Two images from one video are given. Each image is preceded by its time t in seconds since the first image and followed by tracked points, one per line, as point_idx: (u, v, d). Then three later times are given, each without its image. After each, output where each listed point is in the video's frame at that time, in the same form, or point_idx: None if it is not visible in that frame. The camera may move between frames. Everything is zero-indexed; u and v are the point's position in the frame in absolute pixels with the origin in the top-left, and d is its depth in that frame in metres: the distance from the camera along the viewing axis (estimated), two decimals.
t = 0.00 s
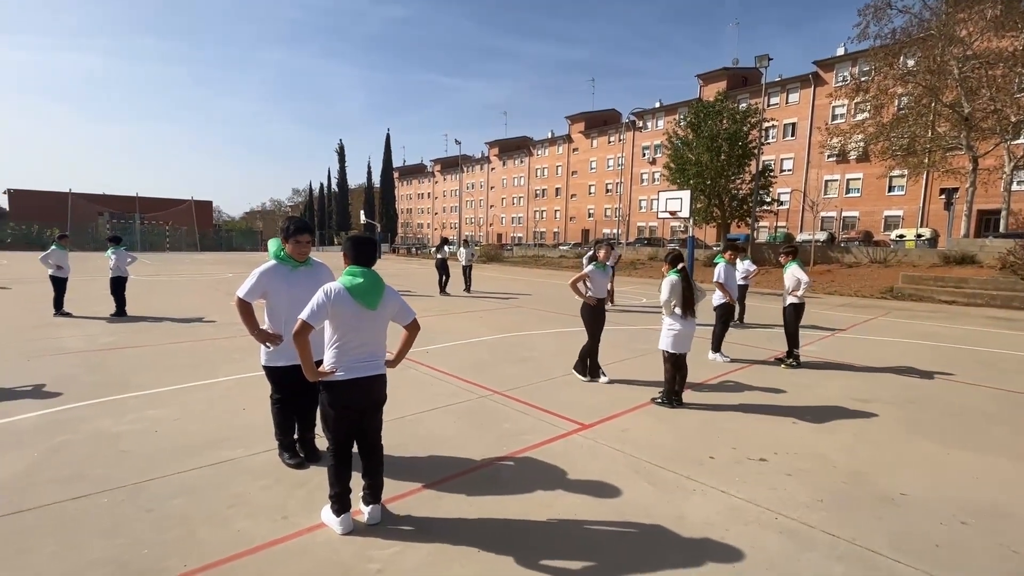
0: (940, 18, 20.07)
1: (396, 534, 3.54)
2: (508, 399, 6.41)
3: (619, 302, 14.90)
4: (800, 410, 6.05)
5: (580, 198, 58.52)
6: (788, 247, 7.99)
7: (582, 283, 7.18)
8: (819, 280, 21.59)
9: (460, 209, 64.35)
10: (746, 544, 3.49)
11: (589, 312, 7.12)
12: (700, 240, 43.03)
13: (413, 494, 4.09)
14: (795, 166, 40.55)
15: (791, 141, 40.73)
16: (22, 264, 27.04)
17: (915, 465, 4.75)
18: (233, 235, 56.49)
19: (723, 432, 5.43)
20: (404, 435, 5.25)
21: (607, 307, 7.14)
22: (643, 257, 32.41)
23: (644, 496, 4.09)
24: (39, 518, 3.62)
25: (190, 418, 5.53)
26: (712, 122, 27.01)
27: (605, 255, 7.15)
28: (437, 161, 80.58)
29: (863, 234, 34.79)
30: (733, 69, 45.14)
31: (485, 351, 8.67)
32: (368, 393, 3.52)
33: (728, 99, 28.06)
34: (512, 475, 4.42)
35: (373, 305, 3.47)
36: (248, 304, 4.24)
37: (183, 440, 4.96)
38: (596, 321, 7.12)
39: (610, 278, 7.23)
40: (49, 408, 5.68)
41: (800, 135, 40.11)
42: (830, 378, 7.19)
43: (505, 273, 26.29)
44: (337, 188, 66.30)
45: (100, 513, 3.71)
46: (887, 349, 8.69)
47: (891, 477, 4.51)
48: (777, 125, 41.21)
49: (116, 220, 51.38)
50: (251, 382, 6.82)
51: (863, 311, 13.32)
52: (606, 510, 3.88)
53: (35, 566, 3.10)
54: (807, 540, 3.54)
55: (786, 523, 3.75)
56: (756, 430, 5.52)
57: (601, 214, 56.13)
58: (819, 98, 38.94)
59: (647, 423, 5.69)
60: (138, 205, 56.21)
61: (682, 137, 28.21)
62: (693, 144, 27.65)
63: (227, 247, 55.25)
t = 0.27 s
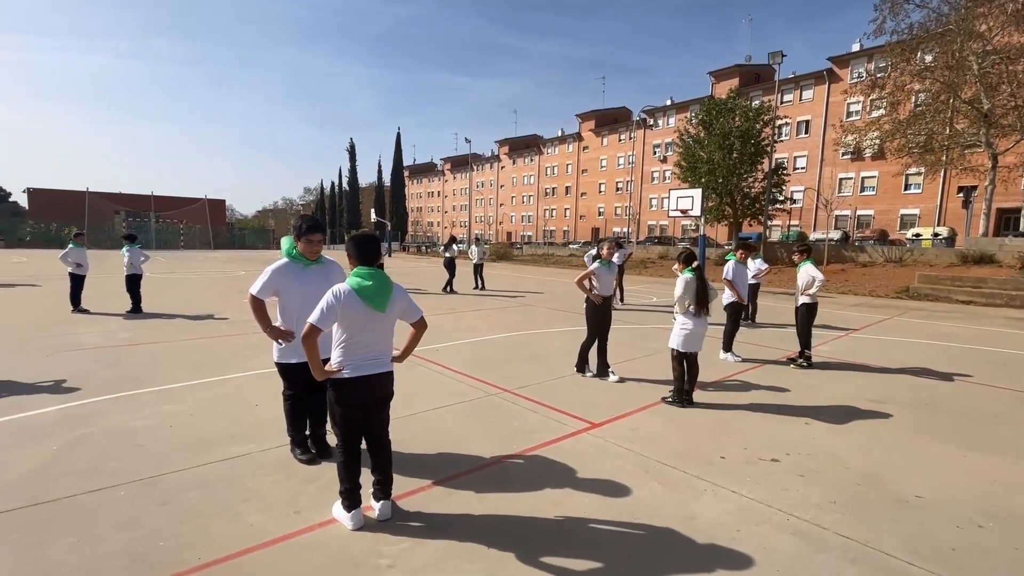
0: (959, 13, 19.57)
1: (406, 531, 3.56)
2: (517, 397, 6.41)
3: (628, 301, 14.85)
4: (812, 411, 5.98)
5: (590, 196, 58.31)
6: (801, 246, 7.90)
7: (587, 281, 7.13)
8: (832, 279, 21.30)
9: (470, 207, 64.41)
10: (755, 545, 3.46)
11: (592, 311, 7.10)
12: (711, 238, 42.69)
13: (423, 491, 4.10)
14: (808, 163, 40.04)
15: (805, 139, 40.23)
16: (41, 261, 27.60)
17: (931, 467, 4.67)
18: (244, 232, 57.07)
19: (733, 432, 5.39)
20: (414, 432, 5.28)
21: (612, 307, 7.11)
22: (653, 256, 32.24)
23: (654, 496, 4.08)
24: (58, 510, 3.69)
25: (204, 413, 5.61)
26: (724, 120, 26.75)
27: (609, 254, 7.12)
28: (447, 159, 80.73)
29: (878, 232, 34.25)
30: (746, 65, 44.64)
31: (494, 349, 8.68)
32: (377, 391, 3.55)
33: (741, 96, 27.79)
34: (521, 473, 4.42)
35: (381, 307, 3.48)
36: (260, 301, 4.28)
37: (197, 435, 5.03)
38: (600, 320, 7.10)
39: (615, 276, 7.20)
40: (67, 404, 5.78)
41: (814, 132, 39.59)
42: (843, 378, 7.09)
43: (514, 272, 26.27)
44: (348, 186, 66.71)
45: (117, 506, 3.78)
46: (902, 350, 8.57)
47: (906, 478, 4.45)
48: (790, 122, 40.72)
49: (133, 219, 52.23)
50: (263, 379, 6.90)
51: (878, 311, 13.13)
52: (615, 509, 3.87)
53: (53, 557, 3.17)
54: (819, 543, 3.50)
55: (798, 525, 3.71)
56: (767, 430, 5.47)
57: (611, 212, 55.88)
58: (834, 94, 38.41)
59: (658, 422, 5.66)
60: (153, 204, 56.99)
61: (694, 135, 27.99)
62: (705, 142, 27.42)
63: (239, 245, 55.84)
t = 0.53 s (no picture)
0: (982, 5, 19.06)
1: (419, 527, 3.57)
2: (528, 395, 6.40)
3: (640, 299, 14.75)
4: (828, 412, 5.89)
5: (602, 194, 58.02)
6: (819, 245, 7.78)
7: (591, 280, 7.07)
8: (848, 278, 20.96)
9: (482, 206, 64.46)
10: (770, 547, 3.42)
11: (596, 309, 7.16)
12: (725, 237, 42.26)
13: (435, 488, 4.11)
14: (825, 161, 39.42)
15: (821, 135, 39.61)
16: (62, 259, 28.19)
17: (951, 470, 4.58)
18: (259, 231, 57.76)
19: (747, 433, 5.33)
20: (426, 429, 5.30)
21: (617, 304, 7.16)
22: (665, 254, 32.01)
23: (667, 496, 4.05)
24: (80, 502, 3.76)
25: (220, 409, 5.69)
26: (738, 117, 26.44)
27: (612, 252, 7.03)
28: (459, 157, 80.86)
29: (897, 231, 33.62)
30: (761, 61, 44.04)
31: (506, 347, 8.67)
32: (391, 387, 3.56)
33: (755, 92, 27.47)
34: (532, 471, 4.41)
35: (395, 304, 3.50)
36: (276, 299, 4.32)
37: (213, 431, 5.09)
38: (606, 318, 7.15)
39: (620, 274, 7.15)
40: (89, 398, 5.90)
41: (831, 129, 38.96)
42: (860, 379, 6.97)
43: (526, 270, 26.25)
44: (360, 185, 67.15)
45: (136, 499, 3.84)
46: (921, 351, 8.41)
47: (924, 481, 4.36)
48: (807, 119, 40.12)
49: (151, 218, 53.14)
50: (277, 375, 6.98)
51: (896, 311, 12.89)
52: (627, 508, 3.84)
53: (76, 548, 3.23)
54: (835, 545, 3.45)
55: (813, 527, 3.65)
56: (782, 431, 5.39)
57: (623, 210, 55.56)
58: (852, 90, 37.77)
59: (670, 421, 5.61)
60: (171, 202, 57.94)
61: (707, 132, 27.70)
62: (719, 139, 27.12)
63: (254, 243, 56.54)
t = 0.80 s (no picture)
0: None
1: (433, 522, 3.58)
2: (543, 393, 6.39)
3: (655, 298, 14.64)
4: (846, 413, 5.79)
5: (616, 191, 57.68)
6: (839, 243, 7.64)
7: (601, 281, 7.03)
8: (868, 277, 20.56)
9: (495, 204, 64.52)
10: (788, 549, 3.36)
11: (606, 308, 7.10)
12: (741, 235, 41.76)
13: (449, 485, 4.12)
14: (844, 157, 38.72)
15: (841, 132, 38.92)
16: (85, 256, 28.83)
17: (976, 473, 4.46)
18: (276, 229, 58.49)
19: (764, 433, 5.26)
20: (440, 426, 5.31)
21: (628, 303, 7.08)
22: (680, 252, 31.70)
23: (682, 496, 4.00)
24: (104, 493, 3.84)
25: (238, 404, 5.76)
26: (755, 113, 26.07)
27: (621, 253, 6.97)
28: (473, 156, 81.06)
29: (919, 228, 32.88)
30: (779, 57, 43.37)
31: (519, 345, 8.68)
32: (407, 383, 3.57)
33: (773, 88, 27.08)
34: (546, 469, 4.40)
35: (413, 299, 3.53)
36: (293, 295, 4.35)
37: (232, 425, 5.16)
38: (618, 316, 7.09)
39: (631, 274, 7.08)
40: (112, 393, 6.02)
41: (850, 125, 38.24)
42: (879, 380, 6.84)
43: (538, 268, 26.21)
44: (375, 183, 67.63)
45: (158, 491, 3.90)
46: (943, 352, 8.23)
47: (947, 484, 4.26)
48: (826, 115, 39.44)
49: (171, 216, 54.12)
50: (293, 371, 7.05)
51: (918, 311, 12.61)
52: (642, 508, 3.81)
53: (101, 539, 3.29)
54: (855, 548, 3.38)
55: (831, 529, 3.58)
56: (800, 431, 5.31)
57: (637, 208, 55.20)
58: (873, 85, 37.02)
59: (684, 420, 5.57)
60: (190, 201, 58.93)
61: (723, 129, 27.37)
62: (735, 136, 26.78)
63: (271, 241, 57.28)
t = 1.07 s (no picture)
0: None
1: (448, 519, 3.57)
2: (558, 391, 6.36)
3: (671, 296, 14.49)
4: (870, 414, 5.66)
5: (632, 189, 57.21)
6: (860, 241, 7.46)
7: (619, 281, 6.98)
8: (891, 276, 20.11)
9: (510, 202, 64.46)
10: (810, 551, 3.29)
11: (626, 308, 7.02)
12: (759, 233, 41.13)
13: (464, 481, 4.11)
14: (867, 153, 37.90)
15: (864, 127, 38.09)
16: (110, 254, 29.53)
17: (1007, 477, 4.32)
18: (294, 227, 59.24)
19: (784, 433, 5.15)
20: (456, 423, 5.31)
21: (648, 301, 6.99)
22: (697, 251, 31.35)
23: (701, 496, 3.94)
24: (129, 485, 3.91)
25: (258, 399, 5.83)
26: (775, 109, 25.64)
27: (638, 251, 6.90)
28: (488, 154, 81.08)
29: (945, 226, 32.04)
30: (800, 51, 42.56)
31: (534, 343, 8.65)
32: (421, 380, 3.57)
33: (794, 83, 26.61)
34: (562, 467, 4.36)
35: (425, 296, 3.51)
36: (312, 292, 4.39)
37: (252, 420, 5.23)
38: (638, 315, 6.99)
39: (649, 271, 7.00)
40: (137, 387, 6.13)
41: (874, 120, 37.39)
42: (904, 381, 6.68)
43: (554, 266, 26.13)
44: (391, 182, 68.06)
45: (181, 483, 3.96)
46: (971, 353, 8.00)
47: (976, 488, 4.14)
48: (848, 110, 38.62)
49: (193, 215, 55.16)
50: (311, 367, 7.12)
51: (944, 311, 12.28)
52: (659, 508, 3.76)
53: (126, 530, 3.35)
54: (878, 552, 3.29)
55: (853, 533, 3.50)
56: (821, 432, 5.20)
57: (653, 206, 54.72)
58: (898, 79, 36.12)
59: (702, 420, 5.50)
60: (211, 200, 59.99)
61: (742, 125, 26.95)
62: (753, 132, 26.35)
63: (290, 239, 58.05)
